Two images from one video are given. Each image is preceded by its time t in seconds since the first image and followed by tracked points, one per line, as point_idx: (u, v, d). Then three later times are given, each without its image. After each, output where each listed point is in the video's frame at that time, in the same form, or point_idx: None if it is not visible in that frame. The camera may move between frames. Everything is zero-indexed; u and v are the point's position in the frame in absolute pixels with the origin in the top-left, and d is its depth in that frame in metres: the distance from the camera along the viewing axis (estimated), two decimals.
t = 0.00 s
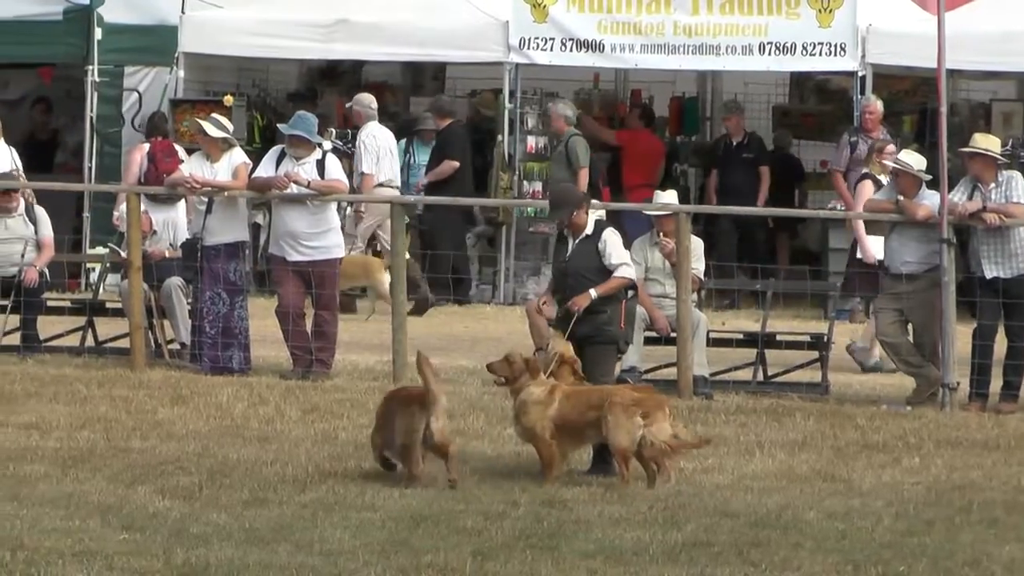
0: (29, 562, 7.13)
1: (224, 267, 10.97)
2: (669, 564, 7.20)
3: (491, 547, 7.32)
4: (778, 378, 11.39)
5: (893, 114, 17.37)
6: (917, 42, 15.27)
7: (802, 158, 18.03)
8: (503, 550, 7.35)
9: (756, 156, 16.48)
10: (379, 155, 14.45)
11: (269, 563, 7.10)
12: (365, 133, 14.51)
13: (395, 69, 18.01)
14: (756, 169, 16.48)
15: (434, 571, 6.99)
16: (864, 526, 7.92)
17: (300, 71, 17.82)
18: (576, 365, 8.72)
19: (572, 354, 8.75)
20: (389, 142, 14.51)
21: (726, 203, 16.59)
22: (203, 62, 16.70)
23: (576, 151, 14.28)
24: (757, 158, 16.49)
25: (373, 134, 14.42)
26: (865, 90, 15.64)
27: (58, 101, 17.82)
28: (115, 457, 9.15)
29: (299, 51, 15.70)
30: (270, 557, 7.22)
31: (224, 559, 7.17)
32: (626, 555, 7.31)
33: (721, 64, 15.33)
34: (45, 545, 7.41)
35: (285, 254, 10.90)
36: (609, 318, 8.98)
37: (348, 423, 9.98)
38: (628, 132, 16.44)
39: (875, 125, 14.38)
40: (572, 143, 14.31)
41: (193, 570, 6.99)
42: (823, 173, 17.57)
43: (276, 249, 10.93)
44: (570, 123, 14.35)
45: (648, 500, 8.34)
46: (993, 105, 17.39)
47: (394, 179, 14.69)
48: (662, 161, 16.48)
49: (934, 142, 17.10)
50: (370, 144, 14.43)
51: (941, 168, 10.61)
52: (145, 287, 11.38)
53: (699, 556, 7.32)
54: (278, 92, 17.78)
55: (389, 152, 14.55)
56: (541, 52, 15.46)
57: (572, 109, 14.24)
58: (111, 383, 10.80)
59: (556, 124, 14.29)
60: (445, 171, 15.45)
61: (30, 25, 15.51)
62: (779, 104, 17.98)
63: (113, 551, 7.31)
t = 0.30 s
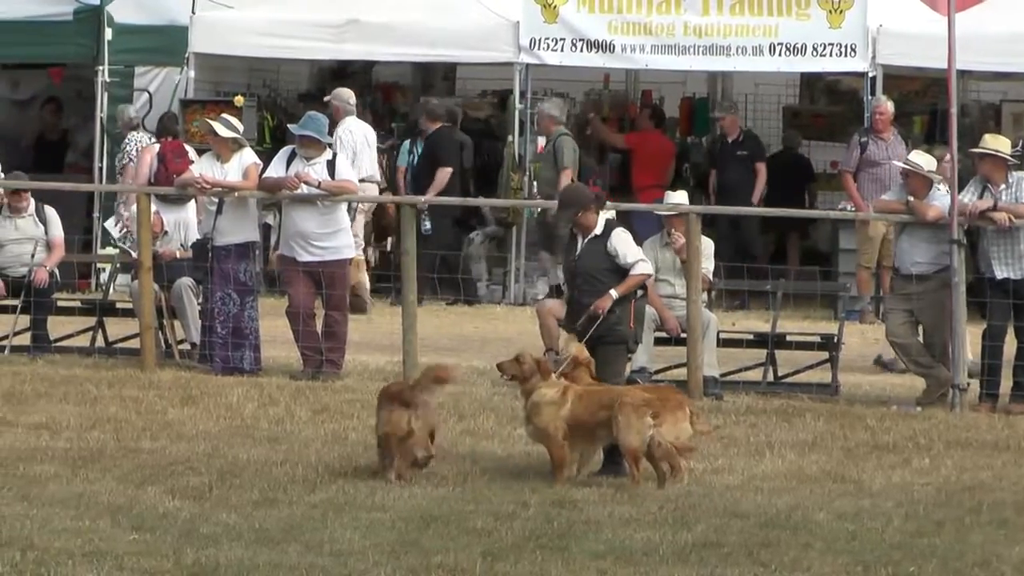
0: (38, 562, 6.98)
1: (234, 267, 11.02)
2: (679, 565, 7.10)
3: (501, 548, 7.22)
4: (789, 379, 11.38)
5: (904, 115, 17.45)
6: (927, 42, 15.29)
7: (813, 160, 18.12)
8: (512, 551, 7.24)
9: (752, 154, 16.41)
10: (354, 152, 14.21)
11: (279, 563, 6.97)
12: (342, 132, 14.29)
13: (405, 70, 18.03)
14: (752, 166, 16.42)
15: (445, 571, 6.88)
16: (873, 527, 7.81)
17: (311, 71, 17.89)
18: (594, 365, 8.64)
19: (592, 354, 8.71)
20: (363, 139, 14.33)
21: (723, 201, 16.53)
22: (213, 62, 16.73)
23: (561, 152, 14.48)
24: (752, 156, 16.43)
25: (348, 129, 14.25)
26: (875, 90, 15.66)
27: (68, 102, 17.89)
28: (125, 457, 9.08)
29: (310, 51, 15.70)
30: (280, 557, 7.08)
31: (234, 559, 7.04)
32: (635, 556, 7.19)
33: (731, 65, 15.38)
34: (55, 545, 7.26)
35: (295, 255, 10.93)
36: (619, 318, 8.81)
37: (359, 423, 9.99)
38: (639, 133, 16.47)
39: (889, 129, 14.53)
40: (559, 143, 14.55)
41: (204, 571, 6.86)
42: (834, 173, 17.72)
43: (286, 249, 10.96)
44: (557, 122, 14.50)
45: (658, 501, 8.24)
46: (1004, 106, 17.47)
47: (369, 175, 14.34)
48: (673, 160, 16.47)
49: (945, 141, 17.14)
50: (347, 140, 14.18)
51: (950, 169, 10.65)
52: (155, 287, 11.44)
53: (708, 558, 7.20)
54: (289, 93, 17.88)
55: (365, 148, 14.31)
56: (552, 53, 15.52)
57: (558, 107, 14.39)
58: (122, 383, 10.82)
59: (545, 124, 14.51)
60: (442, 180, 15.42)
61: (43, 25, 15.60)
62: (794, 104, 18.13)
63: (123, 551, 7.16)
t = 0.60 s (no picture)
0: (43, 562, 6.92)
1: (241, 267, 11.03)
2: (685, 565, 7.03)
3: (508, 548, 7.16)
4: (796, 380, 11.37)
5: (910, 115, 17.54)
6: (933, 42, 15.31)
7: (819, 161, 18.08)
8: (519, 551, 7.19)
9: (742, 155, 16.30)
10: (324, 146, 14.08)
11: (284, 563, 6.90)
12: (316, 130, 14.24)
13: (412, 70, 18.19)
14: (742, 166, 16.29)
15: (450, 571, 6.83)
16: (880, 527, 7.77)
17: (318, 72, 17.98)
18: (598, 363, 8.60)
19: (595, 353, 8.72)
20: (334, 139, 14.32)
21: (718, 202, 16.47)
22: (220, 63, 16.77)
23: (544, 153, 15.38)
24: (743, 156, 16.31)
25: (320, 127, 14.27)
26: (881, 91, 15.67)
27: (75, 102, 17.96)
28: (131, 457, 9.06)
29: (316, 51, 15.69)
30: (287, 557, 7.01)
31: (241, 559, 6.97)
32: (642, 556, 7.14)
33: (737, 65, 15.42)
34: (61, 544, 7.20)
35: (302, 255, 10.99)
36: (621, 318, 8.75)
37: (365, 424, 9.99)
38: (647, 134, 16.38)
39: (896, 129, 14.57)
40: (541, 146, 15.48)
41: (210, 570, 6.81)
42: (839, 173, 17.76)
43: (293, 249, 11.02)
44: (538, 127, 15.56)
45: (664, 501, 8.21)
46: (1010, 107, 17.55)
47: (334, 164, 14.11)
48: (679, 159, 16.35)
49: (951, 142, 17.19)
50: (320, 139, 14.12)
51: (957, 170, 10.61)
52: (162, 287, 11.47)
53: (715, 557, 7.14)
54: (296, 93, 18.00)
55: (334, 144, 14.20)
56: (559, 53, 15.53)
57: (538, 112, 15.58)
58: (128, 383, 10.82)
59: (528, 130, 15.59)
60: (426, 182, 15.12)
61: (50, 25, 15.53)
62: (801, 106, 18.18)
63: (130, 551, 7.10)
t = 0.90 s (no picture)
0: (48, 562, 6.90)
1: (245, 268, 11.07)
2: (689, 565, 7.02)
3: (512, 549, 7.15)
4: (800, 380, 11.38)
5: (914, 116, 17.56)
6: (937, 43, 15.31)
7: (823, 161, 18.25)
8: (523, 552, 7.17)
9: (725, 158, 15.83)
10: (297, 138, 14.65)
11: (288, 564, 6.88)
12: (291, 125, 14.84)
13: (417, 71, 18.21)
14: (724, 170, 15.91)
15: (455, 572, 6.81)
16: (885, 527, 7.76)
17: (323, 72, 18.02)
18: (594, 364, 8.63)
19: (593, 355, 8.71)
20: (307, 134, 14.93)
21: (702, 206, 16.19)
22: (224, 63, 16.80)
23: (525, 149, 15.24)
24: (726, 159, 15.83)
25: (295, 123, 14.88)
26: (886, 92, 15.66)
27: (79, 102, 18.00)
28: (135, 457, 9.06)
29: (321, 52, 15.70)
30: (291, 557, 6.99)
31: (246, 559, 6.94)
32: (646, 556, 7.13)
33: (742, 66, 15.44)
34: (66, 544, 7.18)
35: (306, 255, 11.00)
36: (629, 318, 8.70)
37: (369, 424, 9.99)
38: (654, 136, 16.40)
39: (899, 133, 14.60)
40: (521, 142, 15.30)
41: (215, 570, 6.78)
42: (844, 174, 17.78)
43: (297, 249, 11.03)
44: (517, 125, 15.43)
45: (668, 502, 8.19)
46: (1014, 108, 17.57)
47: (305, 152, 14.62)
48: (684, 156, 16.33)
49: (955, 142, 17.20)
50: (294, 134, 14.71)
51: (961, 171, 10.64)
52: (166, 288, 11.49)
53: (719, 558, 7.12)
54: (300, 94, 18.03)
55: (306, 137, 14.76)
56: (563, 54, 15.54)
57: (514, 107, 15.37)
58: (131, 384, 10.83)
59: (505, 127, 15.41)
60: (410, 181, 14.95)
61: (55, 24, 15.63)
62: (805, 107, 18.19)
63: (134, 552, 7.08)
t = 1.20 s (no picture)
0: (51, 562, 6.87)
1: (249, 268, 11.12)
2: (693, 565, 7.00)
3: (516, 549, 7.12)
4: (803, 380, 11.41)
5: (918, 116, 17.59)
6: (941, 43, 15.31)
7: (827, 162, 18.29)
8: (527, 552, 7.14)
9: (708, 157, 15.67)
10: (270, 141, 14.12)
11: (292, 564, 6.85)
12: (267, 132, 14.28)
13: (420, 71, 18.22)
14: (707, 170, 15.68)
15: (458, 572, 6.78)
16: (888, 528, 7.74)
17: (327, 73, 18.04)
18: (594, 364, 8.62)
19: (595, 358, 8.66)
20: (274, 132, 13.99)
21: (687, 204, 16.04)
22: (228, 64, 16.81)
23: (506, 151, 15.52)
24: (709, 159, 15.68)
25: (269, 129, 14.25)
26: (890, 92, 15.66)
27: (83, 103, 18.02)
28: (139, 457, 9.05)
29: (324, 52, 15.69)
30: (295, 557, 6.97)
31: (250, 559, 6.92)
32: (650, 556, 7.10)
33: (746, 66, 15.46)
34: (69, 544, 7.16)
35: (309, 255, 11.05)
36: (635, 318, 8.67)
37: (373, 424, 9.99)
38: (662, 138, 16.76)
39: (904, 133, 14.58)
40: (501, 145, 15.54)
41: (219, 570, 6.75)
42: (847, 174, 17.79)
43: (301, 250, 11.07)
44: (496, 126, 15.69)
45: (672, 502, 8.18)
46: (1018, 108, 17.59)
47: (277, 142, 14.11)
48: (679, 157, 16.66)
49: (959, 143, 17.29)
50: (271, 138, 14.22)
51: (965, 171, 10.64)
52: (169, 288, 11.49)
53: (723, 558, 7.10)
54: (304, 94, 18.05)
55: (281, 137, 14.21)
56: (567, 54, 15.53)
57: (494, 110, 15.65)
58: (135, 384, 10.83)
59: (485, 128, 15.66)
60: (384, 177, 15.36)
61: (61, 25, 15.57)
62: (809, 108, 18.19)
63: (138, 551, 7.05)
